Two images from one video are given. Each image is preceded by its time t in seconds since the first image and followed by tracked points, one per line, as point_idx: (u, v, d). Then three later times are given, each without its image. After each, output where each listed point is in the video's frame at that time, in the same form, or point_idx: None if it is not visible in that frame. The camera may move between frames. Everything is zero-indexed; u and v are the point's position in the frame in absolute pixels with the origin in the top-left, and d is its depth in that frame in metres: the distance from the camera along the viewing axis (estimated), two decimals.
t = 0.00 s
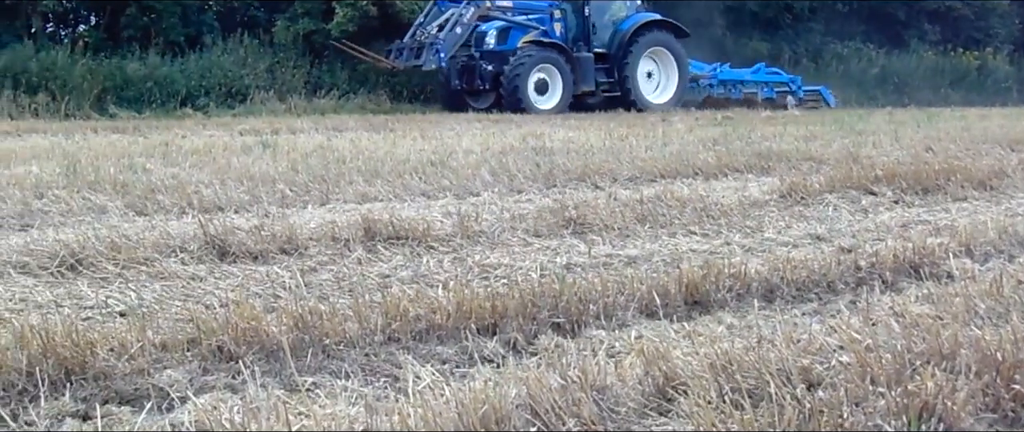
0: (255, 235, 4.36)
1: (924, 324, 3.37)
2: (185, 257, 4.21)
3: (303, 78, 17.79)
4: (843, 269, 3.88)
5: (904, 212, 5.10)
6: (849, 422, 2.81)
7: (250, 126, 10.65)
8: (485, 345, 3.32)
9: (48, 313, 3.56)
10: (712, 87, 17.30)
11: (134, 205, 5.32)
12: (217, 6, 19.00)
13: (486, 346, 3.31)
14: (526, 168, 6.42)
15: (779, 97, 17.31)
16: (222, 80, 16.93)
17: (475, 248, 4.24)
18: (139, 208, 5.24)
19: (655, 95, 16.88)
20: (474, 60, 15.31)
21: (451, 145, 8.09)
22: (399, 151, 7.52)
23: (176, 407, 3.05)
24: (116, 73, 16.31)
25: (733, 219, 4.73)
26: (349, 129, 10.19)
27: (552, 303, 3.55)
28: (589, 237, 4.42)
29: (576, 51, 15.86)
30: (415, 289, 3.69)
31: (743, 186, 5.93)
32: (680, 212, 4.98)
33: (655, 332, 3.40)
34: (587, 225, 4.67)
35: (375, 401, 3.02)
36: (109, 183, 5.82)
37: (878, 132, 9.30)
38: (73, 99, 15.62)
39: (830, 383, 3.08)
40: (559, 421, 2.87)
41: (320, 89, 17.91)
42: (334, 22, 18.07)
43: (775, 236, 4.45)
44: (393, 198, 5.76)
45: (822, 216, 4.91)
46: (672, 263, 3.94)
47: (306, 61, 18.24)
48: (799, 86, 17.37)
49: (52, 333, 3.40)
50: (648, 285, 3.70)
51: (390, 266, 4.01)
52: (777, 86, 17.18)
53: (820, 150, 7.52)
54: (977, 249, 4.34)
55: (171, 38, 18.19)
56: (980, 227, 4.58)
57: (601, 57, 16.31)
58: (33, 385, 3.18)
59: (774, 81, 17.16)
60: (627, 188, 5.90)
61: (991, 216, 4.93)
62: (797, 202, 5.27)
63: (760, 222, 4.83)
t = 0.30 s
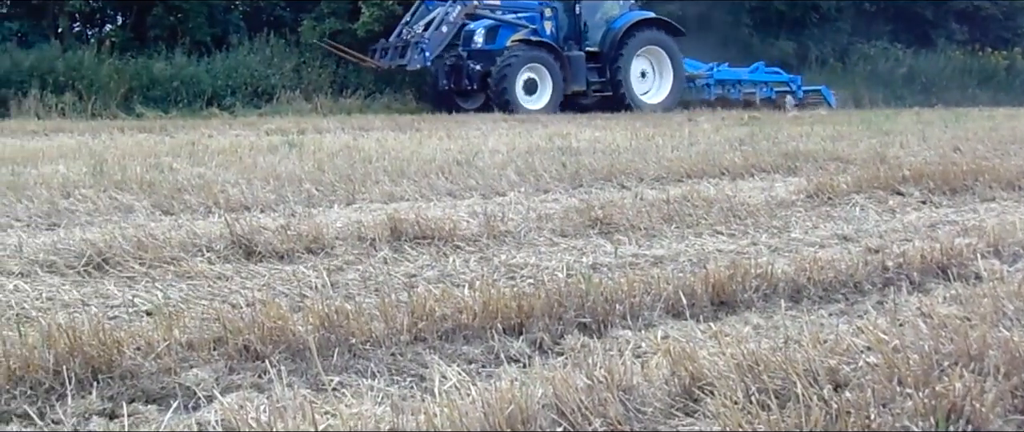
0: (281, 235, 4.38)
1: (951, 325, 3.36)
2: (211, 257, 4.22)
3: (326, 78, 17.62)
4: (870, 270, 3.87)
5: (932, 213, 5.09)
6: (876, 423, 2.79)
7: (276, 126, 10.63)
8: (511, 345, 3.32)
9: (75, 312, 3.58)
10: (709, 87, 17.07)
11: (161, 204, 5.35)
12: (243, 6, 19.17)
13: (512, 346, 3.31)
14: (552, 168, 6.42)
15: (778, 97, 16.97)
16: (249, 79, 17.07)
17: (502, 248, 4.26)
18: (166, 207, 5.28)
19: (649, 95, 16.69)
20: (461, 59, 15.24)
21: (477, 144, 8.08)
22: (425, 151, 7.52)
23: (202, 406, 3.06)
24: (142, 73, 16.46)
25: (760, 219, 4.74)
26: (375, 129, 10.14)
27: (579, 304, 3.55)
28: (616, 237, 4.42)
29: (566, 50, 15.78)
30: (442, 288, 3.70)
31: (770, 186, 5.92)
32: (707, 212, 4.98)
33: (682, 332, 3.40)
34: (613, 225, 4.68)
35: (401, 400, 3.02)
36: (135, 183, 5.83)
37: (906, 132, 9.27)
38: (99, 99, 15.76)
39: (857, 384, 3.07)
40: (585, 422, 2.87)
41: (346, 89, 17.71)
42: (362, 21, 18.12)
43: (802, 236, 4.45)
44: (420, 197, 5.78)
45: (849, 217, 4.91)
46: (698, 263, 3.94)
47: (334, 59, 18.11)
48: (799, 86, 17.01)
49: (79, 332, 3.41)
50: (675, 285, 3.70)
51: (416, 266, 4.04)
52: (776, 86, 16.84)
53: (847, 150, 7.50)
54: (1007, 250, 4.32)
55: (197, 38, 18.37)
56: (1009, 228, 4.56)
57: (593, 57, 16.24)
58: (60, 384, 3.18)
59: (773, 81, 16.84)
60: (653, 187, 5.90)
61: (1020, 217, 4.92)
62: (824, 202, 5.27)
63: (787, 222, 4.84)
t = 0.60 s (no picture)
0: (315, 235, 4.41)
1: (988, 326, 3.34)
2: (246, 256, 4.25)
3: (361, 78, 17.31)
4: (905, 270, 3.86)
5: (969, 213, 5.07)
6: (912, 424, 2.78)
7: (310, 126, 10.60)
8: (545, 345, 3.32)
9: (110, 311, 3.60)
10: (712, 86, 16.86)
11: (195, 204, 5.39)
12: (277, 6, 19.21)
13: (546, 345, 3.31)
14: (586, 168, 6.43)
15: (784, 97, 16.83)
16: (282, 79, 17.01)
17: (536, 247, 4.28)
18: (200, 207, 5.31)
19: (649, 95, 16.63)
20: (456, 59, 15.11)
21: (511, 144, 8.08)
22: (459, 151, 7.52)
23: (237, 405, 3.07)
24: (177, 72, 16.58)
25: (795, 219, 4.75)
26: (409, 129, 10.09)
27: (613, 304, 3.55)
28: (650, 237, 4.44)
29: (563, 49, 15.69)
30: (475, 288, 3.72)
31: (804, 186, 5.90)
32: (741, 212, 5.00)
33: (716, 333, 3.39)
34: (647, 224, 4.70)
35: (434, 400, 3.02)
36: (170, 182, 5.86)
37: (941, 132, 9.22)
38: (135, 98, 15.82)
39: (893, 385, 3.05)
40: (619, 421, 2.86)
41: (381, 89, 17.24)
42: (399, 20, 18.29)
43: (837, 236, 4.46)
44: (455, 197, 5.81)
45: (884, 217, 4.91)
46: (733, 264, 3.94)
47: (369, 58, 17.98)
48: (806, 86, 16.91)
49: (114, 331, 3.43)
50: (709, 285, 3.71)
51: (451, 265, 4.09)
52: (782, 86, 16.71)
53: (883, 150, 7.46)
54: None
55: (231, 38, 18.57)
56: None
57: (591, 56, 16.13)
58: (95, 382, 3.19)
59: (780, 80, 16.73)
60: (688, 187, 5.90)
61: None
62: (859, 202, 5.26)
63: (822, 222, 4.84)
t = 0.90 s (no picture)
0: (342, 235, 4.44)
1: (1019, 327, 3.32)
2: (273, 256, 4.28)
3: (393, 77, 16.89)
4: (934, 270, 3.86)
5: (999, 213, 5.04)
6: (942, 425, 2.77)
7: (338, 126, 10.57)
8: (573, 345, 3.33)
9: (138, 311, 3.63)
10: (710, 86, 16.75)
11: (223, 203, 5.42)
12: (303, 6, 19.22)
13: (573, 345, 3.32)
14: (613, 168, 6.43)
15: (784, 97, 16.65)
16: (309, 79, 16.84)
17: (563, 247, 4.32)
18: (227, 207, 5.34)
19: (643, 95, 16.50)
20: (441, 58, 14.94)
21: (538, 144, 8.09)
22: (486, 151, 7.54)
23: (264, 404, 3.07)
24: (204, 72, 16.56)
25: (823, 220, 4.76)
26: (436, 129, 10.05)
27: (640, 304, 3.56)
28: (678, 237, 4.47)
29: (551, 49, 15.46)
30: (503, 287, 3.75)
31: (832, 186, 5.89)
32: (769, 212, 5.02)
33: (744, 333, 3.39)
34: (675, 224, 4.72)
35: (462, 400, 3.02)
36: (198, 182, 5.90)
37: (971, 132, 9.15)
38: (162, 98, 15.89)
39: (922, 386, 3.03)
40: (647, 421, 2.86)
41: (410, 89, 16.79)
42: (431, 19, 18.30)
43: (865, 236, 4.47)
44: (482, 196, 5.83)
45: (913, 217, 4.91)
46: (760, 264, 3.95)
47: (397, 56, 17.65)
48: (805, 84, 16.72)
49: (142, 330, 3.45)
50: (737, 285, 3.71)
51: (478, 264, 4.12)
52: (781, 85, 16.55)
53: (912, 150, 7.42)
54: None
55: (259, 38, 18.53)
56: None
57: (581, 55, 15.89)
58: (123, 382, 3.21)
59: (779, 79, 16.56)
60: (715, 187, 5.90)
61: None
62: (887, 202, 5.25)
63: (850, 222, 4.85)
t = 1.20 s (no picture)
0: (366, 235, 4.47)
1: None
2: (297, 256, 4.32)
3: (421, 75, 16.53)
4: (959, 270, 3.86)
5: None
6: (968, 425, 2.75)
7: (361, 126, 10.56)
8: (597, 345, 3.33)
9: (162, 311, 3.65)
10: (700, 86, 15.36)
11: (246, 204, 5.46)
12: (328, 6, 18.62)
13: (597, 346, 3.32)
14: (637, 168, 6.42)
15: (778, 97, 15.32)
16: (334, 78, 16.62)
17: (587, 247, 4.36)
18: (251, 206, 5.38)
19: (629, 96, 15.18)
20: (421, 57, 14.01)
21: (562, 143, 8.12)
22: (509, 150, 7.55)
23: (288, 404, 3.08)
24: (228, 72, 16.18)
25: (847, 220, 4.79)
26: (458, 129, 10.02)
27: (664, 303, 3.57)
28: (701, 237, 4.53)
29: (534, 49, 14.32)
30: (527, 288, 3.78)
31: (856, 186, 5.89)
32: (793, 212, 5.06)
33: (768, 333, 3.39)
34: (698, 224, 4.75)
35: (485, 400, 3.01)
36: (222, 182, 5.94)
37: (996, 132, 9.09)
38: (185, 98, 15.55)
39: (947, 386, 3.01)
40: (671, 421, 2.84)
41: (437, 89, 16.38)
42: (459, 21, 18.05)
43: (888, 237, 4.49)
44: (506, 196, 5.85)
45: (938, 217, 4.92)
46: (784, 265, 3.97)
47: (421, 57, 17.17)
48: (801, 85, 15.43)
49: (166, 330, 3.46)
50: (761, 285, 3.73)
51: (502, 264, 4.16)
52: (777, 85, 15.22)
53: (937, 150, 7.39)
54: None
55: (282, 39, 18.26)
56: None
57: (568, 56, 14.76)
58: (147, 381, 3.21)
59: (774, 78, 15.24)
60: (739, 187, 5.90)
61: None
62: (911, 202, 5.25)
63: (875, 222, 4.87)
